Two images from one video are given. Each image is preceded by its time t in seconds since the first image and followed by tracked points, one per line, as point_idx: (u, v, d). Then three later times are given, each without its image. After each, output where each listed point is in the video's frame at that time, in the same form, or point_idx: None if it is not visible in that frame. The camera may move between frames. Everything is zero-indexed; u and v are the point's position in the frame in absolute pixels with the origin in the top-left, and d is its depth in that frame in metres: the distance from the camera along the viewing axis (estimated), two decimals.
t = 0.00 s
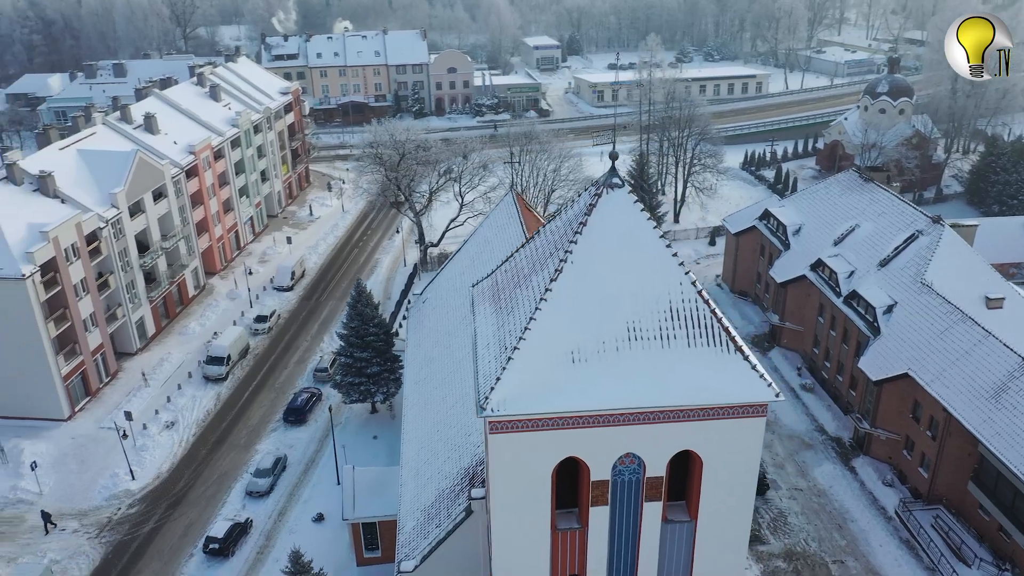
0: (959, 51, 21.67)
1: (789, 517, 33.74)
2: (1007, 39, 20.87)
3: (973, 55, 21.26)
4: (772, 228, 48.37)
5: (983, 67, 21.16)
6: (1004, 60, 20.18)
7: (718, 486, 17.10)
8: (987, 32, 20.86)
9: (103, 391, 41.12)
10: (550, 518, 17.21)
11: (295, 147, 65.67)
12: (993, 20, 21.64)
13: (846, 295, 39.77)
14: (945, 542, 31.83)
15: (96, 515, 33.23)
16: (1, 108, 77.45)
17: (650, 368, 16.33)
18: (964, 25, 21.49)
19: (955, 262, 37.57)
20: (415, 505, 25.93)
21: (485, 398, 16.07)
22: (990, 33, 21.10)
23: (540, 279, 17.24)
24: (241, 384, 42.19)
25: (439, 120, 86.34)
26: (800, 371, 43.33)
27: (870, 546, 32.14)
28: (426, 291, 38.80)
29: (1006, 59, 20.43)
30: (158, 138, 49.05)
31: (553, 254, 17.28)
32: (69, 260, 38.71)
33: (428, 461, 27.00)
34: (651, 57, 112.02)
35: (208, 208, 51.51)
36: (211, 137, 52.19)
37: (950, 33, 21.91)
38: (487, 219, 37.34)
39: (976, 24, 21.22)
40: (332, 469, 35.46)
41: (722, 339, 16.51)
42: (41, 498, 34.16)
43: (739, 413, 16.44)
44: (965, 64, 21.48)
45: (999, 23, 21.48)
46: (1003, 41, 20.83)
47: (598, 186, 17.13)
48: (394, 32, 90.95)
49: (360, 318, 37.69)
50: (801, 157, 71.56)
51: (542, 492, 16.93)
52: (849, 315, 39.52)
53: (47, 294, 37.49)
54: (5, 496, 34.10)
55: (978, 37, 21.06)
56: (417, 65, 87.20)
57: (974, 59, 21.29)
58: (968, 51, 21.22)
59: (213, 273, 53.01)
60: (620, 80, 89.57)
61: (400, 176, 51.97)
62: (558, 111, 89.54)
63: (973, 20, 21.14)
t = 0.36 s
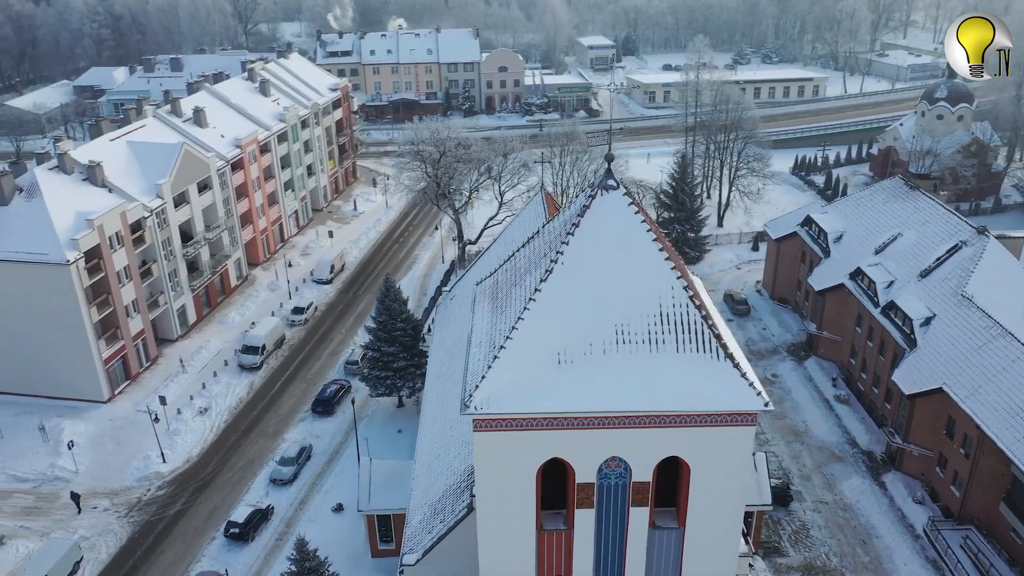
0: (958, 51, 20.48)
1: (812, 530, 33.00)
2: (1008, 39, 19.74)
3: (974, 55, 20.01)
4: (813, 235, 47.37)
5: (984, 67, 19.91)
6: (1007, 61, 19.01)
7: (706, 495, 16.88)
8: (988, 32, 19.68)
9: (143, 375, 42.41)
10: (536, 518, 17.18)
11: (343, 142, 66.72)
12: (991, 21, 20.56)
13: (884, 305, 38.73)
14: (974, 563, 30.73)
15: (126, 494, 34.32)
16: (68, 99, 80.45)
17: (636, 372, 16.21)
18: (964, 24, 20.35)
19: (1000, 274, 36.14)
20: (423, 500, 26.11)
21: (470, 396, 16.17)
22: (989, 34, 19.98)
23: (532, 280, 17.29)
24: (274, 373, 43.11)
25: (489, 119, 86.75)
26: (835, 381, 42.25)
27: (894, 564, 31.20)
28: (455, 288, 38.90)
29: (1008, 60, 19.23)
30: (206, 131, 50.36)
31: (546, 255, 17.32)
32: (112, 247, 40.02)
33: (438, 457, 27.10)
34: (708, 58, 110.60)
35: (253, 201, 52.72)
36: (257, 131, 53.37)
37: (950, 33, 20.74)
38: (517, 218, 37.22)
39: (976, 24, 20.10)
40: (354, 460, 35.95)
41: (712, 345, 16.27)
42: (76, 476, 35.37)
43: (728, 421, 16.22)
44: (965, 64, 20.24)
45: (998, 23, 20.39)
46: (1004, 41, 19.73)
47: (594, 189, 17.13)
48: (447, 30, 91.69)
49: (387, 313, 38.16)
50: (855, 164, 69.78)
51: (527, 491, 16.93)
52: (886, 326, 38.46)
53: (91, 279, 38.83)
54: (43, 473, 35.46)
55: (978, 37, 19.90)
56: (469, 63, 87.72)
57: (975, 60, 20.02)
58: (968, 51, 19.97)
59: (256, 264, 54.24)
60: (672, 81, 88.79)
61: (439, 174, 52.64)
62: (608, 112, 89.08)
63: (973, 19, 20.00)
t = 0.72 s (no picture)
0: (959, 50, 21.00)
1: (836, 545, 32.20)
2: (1007, 39, 20.40)
3: (974, 55, 20.60)
4: (860, 244, 46.13)
5: (984, 66, 20.46)
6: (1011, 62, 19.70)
7: (692, 504, 16.67)
8: (988, 32, 20.22)
9: (186, 360, 43.79)
10: (520, 518, 17.20)
11: (394, 138, 67.63)
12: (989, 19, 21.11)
13: (927, 318, 37.46)
14: None
15: (160, 474, 35.48)
16: (137, 91, 83.52)
17: (620, 376, 16.11)
18: (963, 23, 20.77)
19: None
20: (432, 493, 26.31)
21: (453, 395, 16.33)
22: (989, 33, 20.54)
23: (523, 279, 17.33)
24: (311, 363, 44.01)
25: (543, 118, 86.84)
26: (875, 394, 41.03)
27: None
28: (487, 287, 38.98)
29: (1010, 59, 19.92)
30: (258, 125, 51.68)
31: (539, 255, 17.33)
32: (159, 234, 41.38)
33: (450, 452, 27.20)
34: (771, 60, 108.63)
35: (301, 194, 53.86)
36: (307, 125, 54.50)
37: (951, 32, 21.18)
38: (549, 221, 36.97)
39: (975, 23, 20.53)
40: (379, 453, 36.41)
41: (699, 351, 16.07)
42: (115, 455, 36.70)
43: (713, 429, 16.00)
44: (964, 64, 20.87)
45: (996, 22, 20.94)
46: (1004, 41, 20.36)
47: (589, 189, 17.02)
48: (505, 29, 92.09)
49: (418, 308, 38.54)
50: (917, 171, 67.64)
51: (511, 490, 16.95)
52: (927, 340, 37.19)
53: (137, 265, 40.23)
54: (84, 450, 36.91)
55: (978, 37, 20.42)
56: (525, 62, 87.98)
57: (975, 59, 20.61)
58: (968, 50, 20.54)
59: (302, 256, 55.40)
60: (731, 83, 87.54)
61: (484, 172, 52.91)
62: (664, 113, 88.24)
63: (973, 19, 20.41)
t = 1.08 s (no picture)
0: (958, 51, 21.85)
1: (859, 562, 31.34)
2: (1006, 39, 21.17)
3: (974, 55, 21.46)
4: (908, 254, 44.75)
5: (983, 66, 21.41)
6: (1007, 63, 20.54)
7: (675, 510, 16.53)
8: (987, 33, 21.05)
9: (226, 346, 45.01)
10: (504, 515, 17.25)
11: (444, 135, 68.20)
12: (988, 19, 21.96)
13: (970, 333, 36.04)
14: None
15: (193, 456, 36.57)
16: (202, 84, 86.17)
17: (603, 378, 16.03)
18: (963, 24, 21.66)
19: None
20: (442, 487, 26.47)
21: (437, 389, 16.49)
22: (989, 33, 21.38)
23: (515, 277, 17.37)
24: (346, 354, 44.77)
25: (598, 118, 86.40)
26: (915, 409, 39.73)
27: None
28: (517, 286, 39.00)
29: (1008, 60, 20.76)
30: (307, 119, 52.73)
31: (532, 253, 17.35)
32: (204, 224, 42.59)
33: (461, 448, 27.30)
34: (837, 64, 105.92)
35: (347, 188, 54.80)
36: (356, 120, 55.40)
37: (953, 33, 22.01)
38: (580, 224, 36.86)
39: (976, 24, 21.42)
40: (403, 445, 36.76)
41: (684, 357, 15.89)
42: (152, 435, 37.95)
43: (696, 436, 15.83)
44: (965, 63, 21.66)
45: (994, 21, 21.79)
46: (1003, 41, 21.15)
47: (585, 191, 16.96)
48: (563, 28, 91.92)
49: (448, 304, 38.78)
50: (981, 181, 65.11)
51: (494, 488, 17.02)
52: (970, 356, 35.78)
53: (181, 253, 41.51)
54: (124, 429, 38.24)
55: (978, 37, 21.27)
56: (581, 62, 87.71)
57: (975, 60, 21.49)
58: (969, 51, 21.38)
59: (347, 249, 56.36)
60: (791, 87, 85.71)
61: (527, 170, 52.99)
62: (721, 115, 86.89)
63: (973, 20, 21.29)
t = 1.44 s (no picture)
0: (959, 50, 23.47)
1: None
2: (1006, 39, 22.79)
3: (974, 55, 23.12)
4: (956, 266, 43.28)
5: (983, 66, 22.99)
6: (1003, 60, 22.13)
7: (655, 515, 16.42)
8: (987, 32, 22.67)
9: (265, 335, 46.11)
10: (487, 511, 17.36)
11: (493, 133, 68.52)
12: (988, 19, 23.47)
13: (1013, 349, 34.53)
14: None
15: (224, 440, 37.60)
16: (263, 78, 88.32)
17: (585, 379, 15.99)
18: (964, 24, 23.21)
19: None
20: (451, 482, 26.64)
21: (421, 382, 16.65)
22: (989, 33, 23.00)
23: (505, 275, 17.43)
24: (380, 346, 45.42)
25: (652, 119, 85.62)
26: (955, 426, 38.36)
27: None
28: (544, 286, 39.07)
29: (1006, 59, 22.35)
30: (353, 115, 53.62)
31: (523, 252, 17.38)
32: (247, 215, 43.68)
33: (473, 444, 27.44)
34: (905, 68, 102.66)
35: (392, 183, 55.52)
36: (402, 117, 56.09)
37: (952, 32, 23.60)
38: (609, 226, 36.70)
39: (976, 24, 22.99)
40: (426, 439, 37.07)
41: (667, 361, 15.72)
42: (188, 419, 39.11)
43: (676, 440, 15.69)
44: (966, 63, 23.36)
45: (995, 22, 23.33)
46: (1002, 41, 22.78)
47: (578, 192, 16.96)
48: (619, 27, 91.42)
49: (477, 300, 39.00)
50: None
51: (477, 484, 17.14)
52: (1012, 372, 34.20)
53: (223, 242, 42.66)
54: (161, 412, 39.50)
55: (978, 37, 22.90)
56: (637, 62, 87.17)
57: (975, 59, 23.13)
58: (969, 50, 23.04)
59: (389, 243, 57.15)
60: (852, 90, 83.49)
61: (569, 169, 52.92)
62: (778, 118, 85.16)
63: (973, 20, 22.87)
